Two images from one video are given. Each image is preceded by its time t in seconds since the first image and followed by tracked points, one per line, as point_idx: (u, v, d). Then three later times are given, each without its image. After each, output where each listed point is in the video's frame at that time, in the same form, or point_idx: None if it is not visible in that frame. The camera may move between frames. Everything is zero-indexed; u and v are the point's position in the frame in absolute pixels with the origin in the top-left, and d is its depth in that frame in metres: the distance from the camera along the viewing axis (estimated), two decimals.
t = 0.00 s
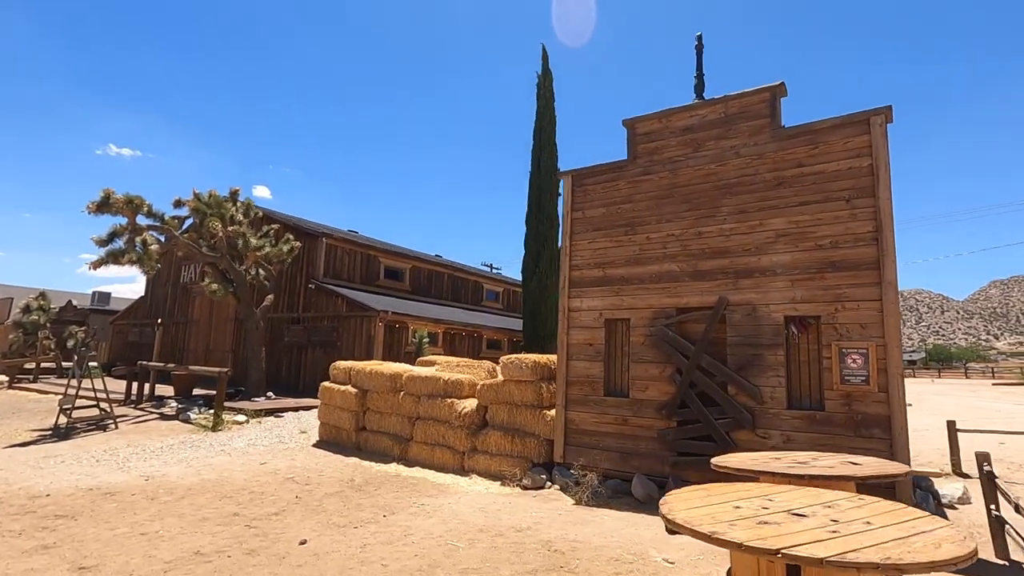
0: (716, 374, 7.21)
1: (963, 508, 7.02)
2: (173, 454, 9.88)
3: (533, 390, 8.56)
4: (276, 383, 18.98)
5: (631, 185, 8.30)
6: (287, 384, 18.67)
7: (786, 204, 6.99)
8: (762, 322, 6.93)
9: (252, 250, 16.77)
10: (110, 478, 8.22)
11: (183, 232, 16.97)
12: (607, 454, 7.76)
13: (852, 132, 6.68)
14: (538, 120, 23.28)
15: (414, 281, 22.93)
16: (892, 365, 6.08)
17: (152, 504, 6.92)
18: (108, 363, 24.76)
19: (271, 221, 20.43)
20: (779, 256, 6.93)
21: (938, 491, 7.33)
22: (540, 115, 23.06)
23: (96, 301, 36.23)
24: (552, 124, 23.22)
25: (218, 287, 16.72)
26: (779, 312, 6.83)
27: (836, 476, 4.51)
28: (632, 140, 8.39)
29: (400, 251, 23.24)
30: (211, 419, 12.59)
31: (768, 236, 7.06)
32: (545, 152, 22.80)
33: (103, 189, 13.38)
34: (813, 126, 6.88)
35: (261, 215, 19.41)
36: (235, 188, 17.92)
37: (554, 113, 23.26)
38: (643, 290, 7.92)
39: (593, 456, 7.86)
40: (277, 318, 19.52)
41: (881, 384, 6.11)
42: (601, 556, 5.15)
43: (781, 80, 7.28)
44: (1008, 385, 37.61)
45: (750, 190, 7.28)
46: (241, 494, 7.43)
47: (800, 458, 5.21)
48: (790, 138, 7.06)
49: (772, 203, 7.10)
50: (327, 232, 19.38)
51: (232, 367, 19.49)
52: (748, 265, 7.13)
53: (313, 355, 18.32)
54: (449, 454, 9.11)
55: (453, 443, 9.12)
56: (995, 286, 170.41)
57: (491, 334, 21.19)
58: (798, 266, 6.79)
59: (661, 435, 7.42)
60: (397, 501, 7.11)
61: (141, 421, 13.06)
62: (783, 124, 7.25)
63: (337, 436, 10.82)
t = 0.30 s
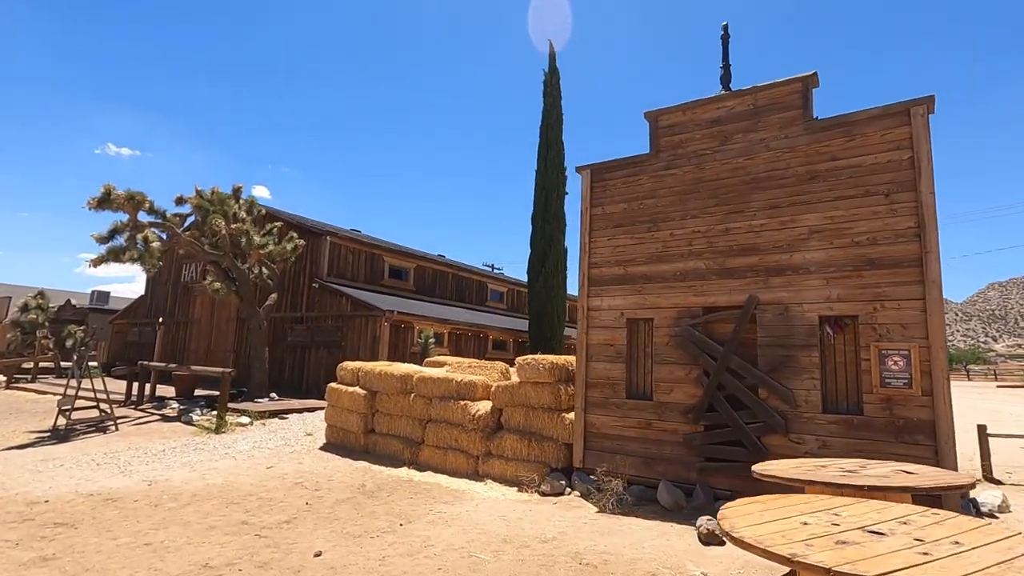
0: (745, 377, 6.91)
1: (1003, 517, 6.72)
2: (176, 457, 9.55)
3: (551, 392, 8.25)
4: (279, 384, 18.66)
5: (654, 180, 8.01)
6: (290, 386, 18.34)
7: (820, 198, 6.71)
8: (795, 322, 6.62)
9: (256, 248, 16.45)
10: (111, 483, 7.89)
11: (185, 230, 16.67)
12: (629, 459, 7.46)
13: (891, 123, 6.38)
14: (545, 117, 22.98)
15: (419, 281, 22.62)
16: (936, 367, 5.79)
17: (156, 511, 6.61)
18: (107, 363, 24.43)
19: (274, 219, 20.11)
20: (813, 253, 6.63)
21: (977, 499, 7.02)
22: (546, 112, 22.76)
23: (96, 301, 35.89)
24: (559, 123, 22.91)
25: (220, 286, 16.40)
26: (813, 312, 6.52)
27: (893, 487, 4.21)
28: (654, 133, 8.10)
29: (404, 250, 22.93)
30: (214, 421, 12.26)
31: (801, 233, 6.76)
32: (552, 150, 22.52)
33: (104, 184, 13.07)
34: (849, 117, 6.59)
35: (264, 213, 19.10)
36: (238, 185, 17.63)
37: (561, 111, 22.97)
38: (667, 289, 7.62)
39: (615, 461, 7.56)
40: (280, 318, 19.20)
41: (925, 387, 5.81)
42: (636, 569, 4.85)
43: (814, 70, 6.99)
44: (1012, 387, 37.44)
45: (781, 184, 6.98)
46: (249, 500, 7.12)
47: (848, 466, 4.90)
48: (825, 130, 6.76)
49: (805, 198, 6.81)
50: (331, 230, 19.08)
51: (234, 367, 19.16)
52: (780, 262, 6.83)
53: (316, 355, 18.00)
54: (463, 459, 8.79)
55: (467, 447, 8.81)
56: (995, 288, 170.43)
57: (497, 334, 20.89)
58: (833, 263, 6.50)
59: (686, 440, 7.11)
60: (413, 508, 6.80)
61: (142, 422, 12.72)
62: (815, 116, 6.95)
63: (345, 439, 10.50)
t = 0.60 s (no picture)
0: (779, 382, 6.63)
1: None
2: (182, 461, 9.26)
3: (571, 395, 7.97)
4: (284, 384, 18.38)
5: (680, 176, 7.73)
6: (295, 387, 18.06)
7: (858, 195, 6.44)
8: (833, 324, 6.34)
9: (261, 247, 16.18)
10: (116, 488, 7.61)
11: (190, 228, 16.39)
12: (655, 466, 7.18)
13: (936, 116, 6.11)
14: (553, 116, 22.72)
15: (425, 281, 22.36)
16: (987, 373, 5.51)
17: (164, 520, 6.32)
18: (108, 363, 24.17)
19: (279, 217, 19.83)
20: (851, 252, 6.36)
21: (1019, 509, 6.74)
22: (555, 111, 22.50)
23: (97, 300, 35.64)
24: (567, 122, 22.65)
25: (226, 285, 16.13)
26: (852, 314, 6.25)
27: (961, 501, 3.92)
28: (680, 128, 7.82)
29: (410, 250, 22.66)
30: (219, 423, 11.99)
31: (838, 231, 6.49)
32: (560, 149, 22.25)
33: (108, 181, 12.79)
34: (890, 110, 6.31)
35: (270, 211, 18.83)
36: (244, 182, 17.37)
37: (569, 110, 22.70)
38: (695, 289, 7.34)
39: (639, 468, 7.29)
40: (285, 318, 18.93)
41: (974, 393, 5.53)
42: None
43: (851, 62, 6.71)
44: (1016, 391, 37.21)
45: (817, 182, 6.70)
46: (261, 508, 6.85)
47: (903, 476, 4.62)
48: (863, 125, 6.49)
49: (843, 195, 6.53)
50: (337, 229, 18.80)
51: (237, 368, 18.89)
52: (815, 262, 6.56)
53: (322, 356, 17.73)
54: (480, 464, 8.50)
55: (483, 452, 8.53)
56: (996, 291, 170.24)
57: (504, 335, 20.61)
58: (873, 263, 6.22)
59: (716, 446, 6.82)
60: (432, 517, 6.52)
61: (146, 424, 12.43)
62: (852, 110, 6.68)
63: (355, 443, 10.21)
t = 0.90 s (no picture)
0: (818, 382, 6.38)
1: None
2: (193, 462, 9.03)
3: (596, 396, 7.72)
4: (291, 383, 18.15)
5: (710, 169, 7.47)
6: (303, 386, 17.83)
7: (902, 188, 6.18)
8: (877, 322, 6.08)
9: (270, 244, 15.95)
10: (128, 490, 7.37)
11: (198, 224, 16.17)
12: (686, 469, 6.93)
13: (986, 105, 5.85)
14: (563, 112, 22.47)
15: (433, 279, 22.11)
16: None
17: (180, 523, 6.08)
18: (113, 361, 24.00)
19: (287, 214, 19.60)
20: (895, 248, 6.10)
21: None
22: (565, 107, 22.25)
23: (101, 298, 35.49)
24: (577, 118, 22.39)
25: (234, 282, 15.91)
26: (896, 312, 5.99)
27: None
28: (710, 120, 7.57)
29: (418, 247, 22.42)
30: (229, 423, 11.76)
31: (881, 226, 6.23)
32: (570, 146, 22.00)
33: (116, 175, 12.57)
34: (936, 100, 6.05)
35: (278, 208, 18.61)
36: (252, 178, 17.16)
37: (579, 106, 22.45)
38: (727, 286, 7.08)
39: (670, 471, 7.04)
40: (293, 316, 18.70)
41: None
42: None
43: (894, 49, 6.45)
44: None
45: (858, 175, 6.44)
46: (279, 511, 6.61)
47: (967, 483, 4.36)
48: (908, 115, 6.22)
49: (886, 188, 6.27)
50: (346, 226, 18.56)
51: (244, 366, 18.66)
52: (857, 258, 6.30)
53: (331, 354, 17.50)
54: (500, 466, 8.26)
55: (504, 454, 8.28)
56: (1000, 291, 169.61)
57: (514, 334, 20.37)
58: (920, 259, 5.96)
59: (752, 449, 6.57)
60: (457, 521, 6.28)
61: (155, 423, 12.21)
62: (895, 99, 6.42)
63: (369, 443, 9.96)
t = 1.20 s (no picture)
0: (857, 381, 6.10)
1: None
2: (201, 463, 8.76)
3: (620, 396, 7.43)
4: (297, 382, 17.89)
5: (740, 159, 7.18)
6: (309, 385, 17.56)
7: (947, 178, 5.90)
8: (922, 318, 5.80)
9: (276, 240, 15.67)
10: (135, 493, 7.10)
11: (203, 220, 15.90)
12: (717, 472, 6.66)
13: None
14: (571, 108, 22.17)
15: (439, 277, 21.83)
16: None
17: (191, 529, 5.81)
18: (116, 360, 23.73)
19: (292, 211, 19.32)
20: (940, 240, 5.82)
21: None
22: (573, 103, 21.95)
23: (103, 296, 35.23)
24: (585, 114, 22.10)
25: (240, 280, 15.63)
26: (943, 307, 5.71)
27: None
28: (739, 109, 7.29)
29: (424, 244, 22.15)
30: (237, 423, 11.48)
31: (925, 217, 5.95)
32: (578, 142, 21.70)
33: (120, 170, 12.29)
34: (984, 85, 5.77)
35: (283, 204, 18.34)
36: (257, 174, 16.89)
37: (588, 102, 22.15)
38: (759, 281, 6.80)
39: (700, 474, 6.76)
40: (298, 314, 18.44)
41: None
42: None
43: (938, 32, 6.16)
44: None
45: (899, 164, 6.15)
46: (294, 515, 6.33)
47: None
48: (954, 101, 5.94)
49: (929, 177, 5.99)
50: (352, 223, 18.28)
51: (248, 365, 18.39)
52: (899, 251, 6.02)
53: (337, 353, 17.23)
54: (520, 468, 7.98)
55: (523, 455, 8.00)
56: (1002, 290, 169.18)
57: (521, 332, 20.09)
58: (968, 251, 5.68)
59: (787, 451, 6.29)
60: (481, 526, 6.00)
61: (160, 423, 11.94)
62: (938, 84, 6.13)
63: (381, 444, 9.69)
